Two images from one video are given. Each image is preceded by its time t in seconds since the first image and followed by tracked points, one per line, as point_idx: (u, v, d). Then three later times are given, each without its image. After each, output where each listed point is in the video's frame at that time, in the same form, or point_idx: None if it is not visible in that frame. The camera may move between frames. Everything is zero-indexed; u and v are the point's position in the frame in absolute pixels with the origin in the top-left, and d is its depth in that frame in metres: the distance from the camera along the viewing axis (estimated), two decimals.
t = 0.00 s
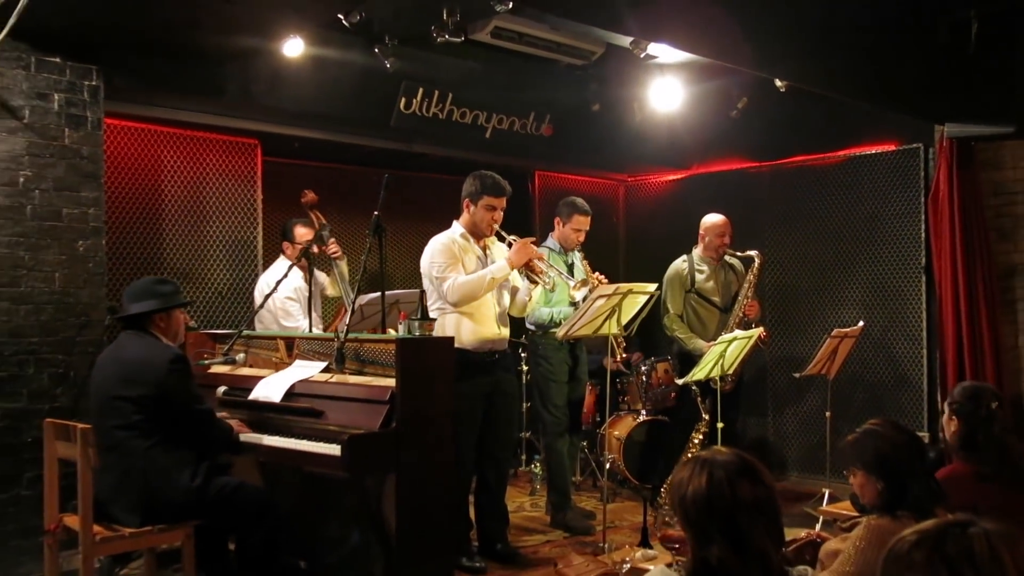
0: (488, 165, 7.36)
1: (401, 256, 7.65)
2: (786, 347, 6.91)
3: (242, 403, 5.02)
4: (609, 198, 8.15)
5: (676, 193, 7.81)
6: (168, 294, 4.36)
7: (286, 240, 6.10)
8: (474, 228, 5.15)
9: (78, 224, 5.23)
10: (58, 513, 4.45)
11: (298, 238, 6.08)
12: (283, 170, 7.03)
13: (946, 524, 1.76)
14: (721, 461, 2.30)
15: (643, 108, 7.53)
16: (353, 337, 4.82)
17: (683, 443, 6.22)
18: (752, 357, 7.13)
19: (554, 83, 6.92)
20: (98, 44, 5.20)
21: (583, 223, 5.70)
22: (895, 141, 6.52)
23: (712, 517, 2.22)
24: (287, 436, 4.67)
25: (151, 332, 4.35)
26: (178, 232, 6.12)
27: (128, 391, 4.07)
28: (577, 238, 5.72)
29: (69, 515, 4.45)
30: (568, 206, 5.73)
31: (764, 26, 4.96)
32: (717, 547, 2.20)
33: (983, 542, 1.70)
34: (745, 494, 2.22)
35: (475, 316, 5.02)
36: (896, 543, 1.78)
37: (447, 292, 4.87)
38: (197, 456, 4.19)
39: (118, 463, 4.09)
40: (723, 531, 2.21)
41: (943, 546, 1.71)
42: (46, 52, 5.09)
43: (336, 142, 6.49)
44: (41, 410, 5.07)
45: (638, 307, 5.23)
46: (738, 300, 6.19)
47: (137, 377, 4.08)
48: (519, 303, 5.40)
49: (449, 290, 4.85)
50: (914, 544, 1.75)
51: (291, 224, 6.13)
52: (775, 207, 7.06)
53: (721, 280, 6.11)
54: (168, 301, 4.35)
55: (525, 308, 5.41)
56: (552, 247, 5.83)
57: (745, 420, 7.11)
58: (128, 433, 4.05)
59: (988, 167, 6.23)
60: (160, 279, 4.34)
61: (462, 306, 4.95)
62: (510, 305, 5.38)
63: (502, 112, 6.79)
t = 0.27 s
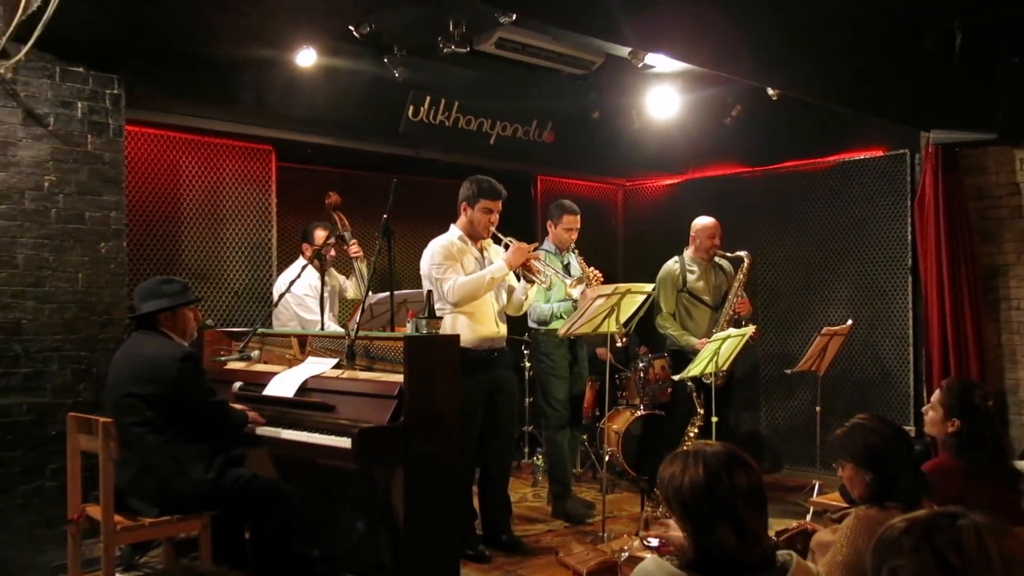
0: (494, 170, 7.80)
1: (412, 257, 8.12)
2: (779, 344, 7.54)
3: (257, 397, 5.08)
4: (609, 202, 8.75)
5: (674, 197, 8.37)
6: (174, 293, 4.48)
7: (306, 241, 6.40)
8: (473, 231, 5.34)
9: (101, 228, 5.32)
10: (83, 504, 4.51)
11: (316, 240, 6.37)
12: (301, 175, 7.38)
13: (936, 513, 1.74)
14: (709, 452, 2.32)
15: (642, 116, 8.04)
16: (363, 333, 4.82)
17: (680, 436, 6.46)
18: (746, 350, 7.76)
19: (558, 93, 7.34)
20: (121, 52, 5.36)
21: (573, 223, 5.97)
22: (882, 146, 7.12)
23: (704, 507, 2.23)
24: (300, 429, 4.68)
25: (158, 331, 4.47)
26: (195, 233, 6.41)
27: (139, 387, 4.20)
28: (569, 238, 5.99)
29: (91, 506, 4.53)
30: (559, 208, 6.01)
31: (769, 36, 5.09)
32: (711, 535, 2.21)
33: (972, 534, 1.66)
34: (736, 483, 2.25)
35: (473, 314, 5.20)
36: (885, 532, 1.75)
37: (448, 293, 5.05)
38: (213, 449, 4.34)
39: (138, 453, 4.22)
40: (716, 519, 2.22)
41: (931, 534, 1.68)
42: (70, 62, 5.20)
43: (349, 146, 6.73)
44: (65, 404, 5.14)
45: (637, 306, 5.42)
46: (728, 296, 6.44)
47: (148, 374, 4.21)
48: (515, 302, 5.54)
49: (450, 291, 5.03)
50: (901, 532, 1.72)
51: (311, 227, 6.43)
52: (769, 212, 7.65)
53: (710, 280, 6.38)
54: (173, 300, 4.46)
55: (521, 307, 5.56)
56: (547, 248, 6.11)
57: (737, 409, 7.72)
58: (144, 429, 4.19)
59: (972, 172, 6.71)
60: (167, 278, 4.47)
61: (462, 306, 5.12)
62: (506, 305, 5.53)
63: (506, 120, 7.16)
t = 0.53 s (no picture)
0: (495, 175, 7.96)
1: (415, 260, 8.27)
2: (774, 344, 7.79)
3: (263, 395, 5.15)
4: (608, 206, 8.94)
5: (670, 202, 8.59)
6: (167, 294, 4.48)
7: (310, 244, 6.52)
8: (469, 234, 5.43)
9: (112, 229, 5.47)
10: (91, 500, 4.58)
11: (320, 242, 6.51)
12: (306, 179, 7.52)
13: (924, 511, 1.77)
14: (697, 452, 2.32)
15: (640, 121, 8.21)
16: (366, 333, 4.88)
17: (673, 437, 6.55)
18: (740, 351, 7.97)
19: (556, 98, 7.54)
20: (130, 58, 5.53)
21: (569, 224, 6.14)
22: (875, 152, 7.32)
23: (696, 506, 2.25)
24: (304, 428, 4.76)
25: (154, 334, 4.47)
26: (203, 237, 6.57)
27: (142, 390, 4.28)
28: (565, 239, 6.15)
29: (99, 501, 4.61)
30: (555, 212, 6.15)
31: (766, 43, 5.19)
32: (705, 534, 2.22)
33: (960, 532, 1.69)
34: (726, 482, 2.26)
35: (470, 316, 5.28)
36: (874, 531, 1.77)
37: (446, 295, 5.14)
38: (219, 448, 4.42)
39: (150, 452, 4.28)
40: (708, 518, 2.23)
41: (918, 533, 1.70)
42: (81, 68, 5.35)
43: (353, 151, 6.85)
44: (75, 402, 5.25)
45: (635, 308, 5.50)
46: (717, 296, 6.53)
47: (151, 377, 4.27)
48: (510, 303, 5.58)
49: (448, 293, 5.13)
50: (892, 531, 1.74)
51: (315, 228, 6.54)
52: (764, 216, 7.90)
53: (702, 282, 6.52)
54: (166, 301, 4.46)
55: (516, 308, 5.61)
56: (544, 251, 6.25)
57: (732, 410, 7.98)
58: (150, 430, 4.29)
59: (962, 177, 6.90)
60: (159, 280, 4.49)
61: (459, 308, 5.21)
62: (502, 305, 5.55)
63: (506, 125, 7.36)
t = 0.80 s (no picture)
0: (497, 176, 8.00)
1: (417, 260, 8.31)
2: (774, 345, 7.81)
3: (267, 395, 5.18)
4: (609, 207, 8.98)
5: (671, 204, 8.64)
6: (153, 294, 4.48)
7: (307, 245, 6.52)
8: (468, 234, 5.47)
9: (116, 229, 5.51)
10: (95, 499, 4.61)
11: (318, 243, 6.52)
12: (308, 180, 7.56)
13: (923, 513, 1.80)
14: (699, 452, 2.34)
15: (640, 121, 8.25)
16: (369, 333, 4.90)
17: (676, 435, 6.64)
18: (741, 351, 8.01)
19: (558, 99, 7.59)
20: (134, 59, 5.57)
21: (572, 224, 6.19)
22: (874, 151, 7.37)
23: (696, 506, 2.27)
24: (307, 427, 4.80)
25: (147, 337, 4.48)
26: (207, 237, 6.60)
27: (138, 393, 4.29)
28: (569, 239, 6.19)
29: (103, 501, 4.65)
30: (557, 211, 6.19)
31: (767, 43, 5.21)
32: (707, 533, 2.24)
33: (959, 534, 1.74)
34: (728, 482, 2.28)
35: (470, 317, 5.29)
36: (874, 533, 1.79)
37: (446, 295, 5.17)
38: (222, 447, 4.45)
39: (153, 450, 4.30)
40: (707, 519, 2.25)
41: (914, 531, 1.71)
42: (86, 69, 5.39)
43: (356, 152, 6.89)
44: (79, 401, 5.29)
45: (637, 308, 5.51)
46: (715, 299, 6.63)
47: (146, 379, 4.28)
48: (508, 303, 5.60)
49: (448, 294, 5.15)
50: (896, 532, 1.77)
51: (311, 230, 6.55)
52: (765, 216, 7.93)
53: (697, 282, 6.59)
54: (152, 301, 4.46)
55: (514, 309, 5.63)
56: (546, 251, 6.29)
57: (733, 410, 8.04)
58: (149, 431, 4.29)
59: (963, 177, 6.93)
60: (145, 282, 4.50)
61: (460, 308, 5.22)
62: (501, 306, 5.57)
63: (507, 126, 7.38)
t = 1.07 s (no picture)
0: (501, 176, 8.02)
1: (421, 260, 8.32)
2: (779, 345, 7.82)
3: (273, 395, 5.20)
4: (613, 207, 9.02)
5: (675, 204, 8.67)
6: (156, 297, 4.48)
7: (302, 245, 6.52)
8: (468, 234, 5.48)
9: (121, 229, 5.52)
10: (101, 498, 4.62)
11: (314, 243, 6.53)
12: (313, 180, 7.58)
13: (912, 513, 1.78)
14: (704, 452, 2.36)
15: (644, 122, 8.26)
16: (373, 333, 4.90)
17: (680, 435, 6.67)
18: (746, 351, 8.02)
19: (561, 99, 7.60)
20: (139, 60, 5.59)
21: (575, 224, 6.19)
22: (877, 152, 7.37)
23: (700, 505, 2.28)
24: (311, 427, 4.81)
25: (149, 338, 4.52)
26: (212, 237, 6.61)
27: (138, 395, 4.32)
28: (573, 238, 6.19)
29: (108, 500, 4.67)
30: (561, 211, 6.20)
31: (771, 42, 5.20)
32: (710, 532, 2.25)
33: (949, 534, 1.71)
34: (733, 481, 2.29)
35: (472, 317, 5.29)
36: (862, 537, 1.76)
37: (447, 295, 5.17)
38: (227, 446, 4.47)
39: (159, 450, 4.31)
40: (710, 519, 2.26)
41: (912, 531, 1.71)
42: (91, 70, 5.42)
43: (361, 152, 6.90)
44: (84, 401, 5.31)
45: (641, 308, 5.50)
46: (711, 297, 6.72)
47: (146, 381, 4.30)
48: (512, 302, 5.61)
49: (449, 293, 5.15)
50: (884, 535, 1.74)
51: (306, 230, 6.56)
52: (770, 216, 7.93)
53: (694, 282, 6.66)
54: (154, 304, 4.47)
55: (518, 308, 5.65)
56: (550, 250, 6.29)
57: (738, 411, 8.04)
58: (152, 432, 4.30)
59: (967, 177, 6.92)
60: (147, 283, 4.49)
61: (461, 308, 5.21)
62: (504, 304, 5.58)
63: (512, 126, 7.39)
